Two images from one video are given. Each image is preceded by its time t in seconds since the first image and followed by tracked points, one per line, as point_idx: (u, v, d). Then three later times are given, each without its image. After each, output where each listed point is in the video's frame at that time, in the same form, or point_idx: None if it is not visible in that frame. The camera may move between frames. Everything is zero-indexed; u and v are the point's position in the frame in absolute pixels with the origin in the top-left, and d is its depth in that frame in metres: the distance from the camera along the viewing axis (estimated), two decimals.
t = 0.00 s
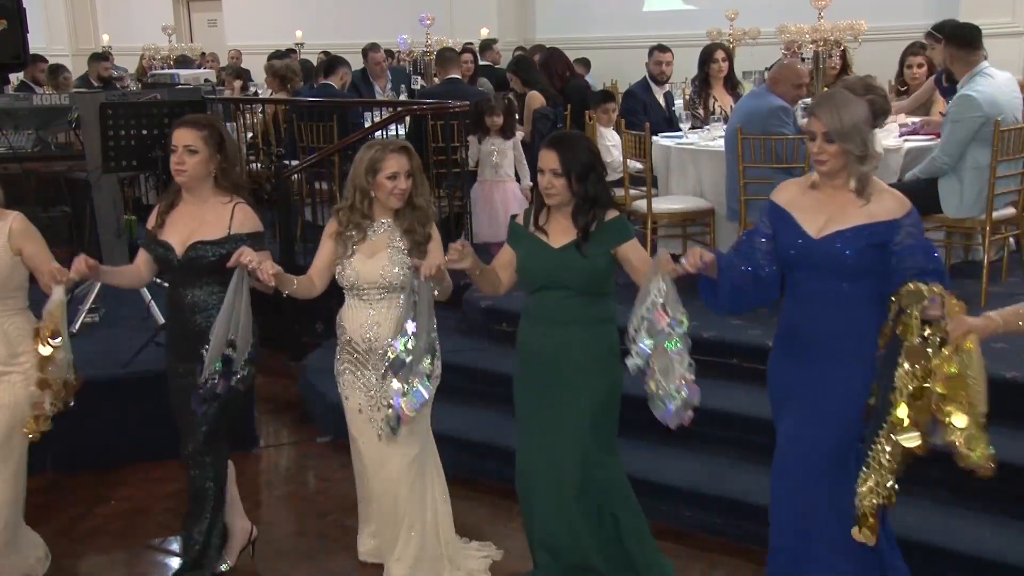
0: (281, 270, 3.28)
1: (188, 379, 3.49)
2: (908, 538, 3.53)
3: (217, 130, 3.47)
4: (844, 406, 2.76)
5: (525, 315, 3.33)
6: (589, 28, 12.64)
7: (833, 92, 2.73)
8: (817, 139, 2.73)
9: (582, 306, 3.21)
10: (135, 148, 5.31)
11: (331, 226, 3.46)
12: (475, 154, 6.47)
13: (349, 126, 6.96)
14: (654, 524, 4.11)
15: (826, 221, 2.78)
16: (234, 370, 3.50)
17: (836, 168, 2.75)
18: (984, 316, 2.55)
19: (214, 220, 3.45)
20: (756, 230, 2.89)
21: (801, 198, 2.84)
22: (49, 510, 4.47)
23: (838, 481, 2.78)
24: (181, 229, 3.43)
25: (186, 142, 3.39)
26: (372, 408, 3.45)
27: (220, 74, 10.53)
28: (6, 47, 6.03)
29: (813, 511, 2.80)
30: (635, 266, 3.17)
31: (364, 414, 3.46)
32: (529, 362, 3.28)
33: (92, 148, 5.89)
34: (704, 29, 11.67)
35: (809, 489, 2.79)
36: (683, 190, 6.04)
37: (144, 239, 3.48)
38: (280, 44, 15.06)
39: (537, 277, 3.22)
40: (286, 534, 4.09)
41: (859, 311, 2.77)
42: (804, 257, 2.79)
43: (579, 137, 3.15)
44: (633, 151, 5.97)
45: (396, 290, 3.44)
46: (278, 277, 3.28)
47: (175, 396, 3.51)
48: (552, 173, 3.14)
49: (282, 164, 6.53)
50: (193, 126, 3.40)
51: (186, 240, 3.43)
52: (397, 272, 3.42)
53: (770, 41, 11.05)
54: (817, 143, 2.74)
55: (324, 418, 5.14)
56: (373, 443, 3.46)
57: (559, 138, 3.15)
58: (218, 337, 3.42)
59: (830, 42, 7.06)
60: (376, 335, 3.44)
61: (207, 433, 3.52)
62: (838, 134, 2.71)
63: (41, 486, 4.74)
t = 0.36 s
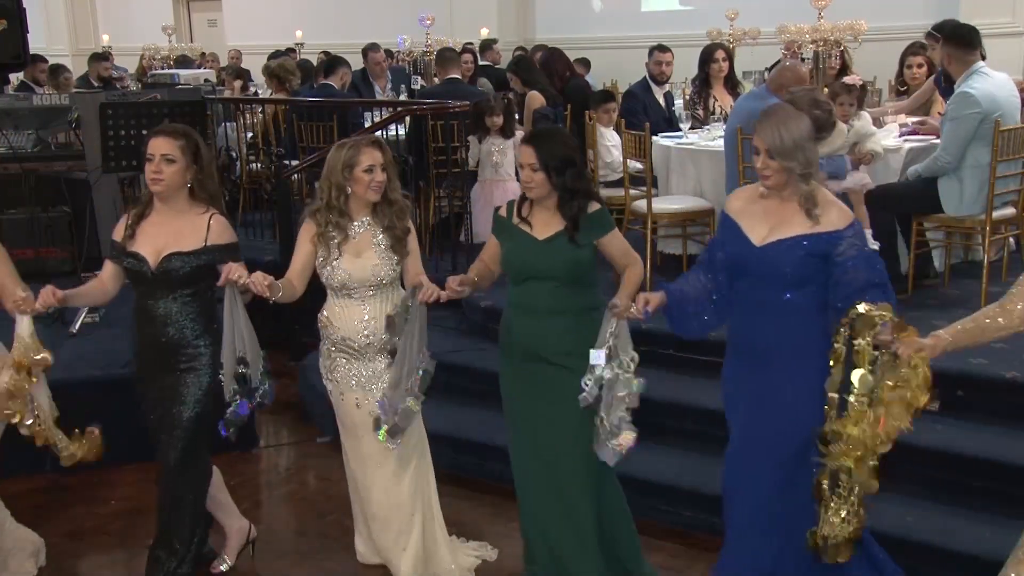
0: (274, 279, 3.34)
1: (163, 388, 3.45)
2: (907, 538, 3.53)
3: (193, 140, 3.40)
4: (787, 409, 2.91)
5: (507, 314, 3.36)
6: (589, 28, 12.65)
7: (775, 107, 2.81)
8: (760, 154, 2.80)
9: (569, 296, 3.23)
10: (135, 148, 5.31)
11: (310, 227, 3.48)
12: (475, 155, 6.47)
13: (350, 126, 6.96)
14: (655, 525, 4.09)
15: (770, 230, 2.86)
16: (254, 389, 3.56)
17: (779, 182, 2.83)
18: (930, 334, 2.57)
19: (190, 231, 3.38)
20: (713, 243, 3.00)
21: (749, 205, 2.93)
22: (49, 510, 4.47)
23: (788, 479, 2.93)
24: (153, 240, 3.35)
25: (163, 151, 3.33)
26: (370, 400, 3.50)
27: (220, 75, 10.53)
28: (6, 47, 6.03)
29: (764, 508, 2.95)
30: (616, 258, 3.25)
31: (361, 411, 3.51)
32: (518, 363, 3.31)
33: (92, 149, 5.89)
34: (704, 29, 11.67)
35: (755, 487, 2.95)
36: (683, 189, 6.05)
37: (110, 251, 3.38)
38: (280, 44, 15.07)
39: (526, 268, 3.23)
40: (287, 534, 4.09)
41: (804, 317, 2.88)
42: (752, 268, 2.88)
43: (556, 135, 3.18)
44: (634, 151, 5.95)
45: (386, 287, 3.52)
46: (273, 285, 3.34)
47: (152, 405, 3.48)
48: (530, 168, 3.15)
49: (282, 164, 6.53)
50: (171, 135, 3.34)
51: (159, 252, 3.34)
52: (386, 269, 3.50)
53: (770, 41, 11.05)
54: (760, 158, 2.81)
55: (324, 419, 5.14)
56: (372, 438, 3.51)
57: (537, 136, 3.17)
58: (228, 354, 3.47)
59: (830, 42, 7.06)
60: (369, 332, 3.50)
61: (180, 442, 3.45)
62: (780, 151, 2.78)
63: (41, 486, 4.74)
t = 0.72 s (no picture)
0: (265, 274, 3.37)
1: (141, 388, 3.39)
2: (908, 539, 3.52)
3: (170, 134, 3.36)
4: (757, 406, 2.92)
5: (499, 308, 3.40)
6: (589, 29, 12.65)
7: (733, 108, 2.82)
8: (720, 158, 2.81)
9: (558, 287, 3.29)
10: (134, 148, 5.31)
11: (303, 223, 3.49)
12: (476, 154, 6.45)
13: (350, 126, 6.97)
14: (655, 525, 4.08)
15: (737, 229, 2.88)
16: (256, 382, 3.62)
17: (741, 184, 2.83)
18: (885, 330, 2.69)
19: (167, 226, 3.34)
20: (681, 239, 3.03)
21: (716, 205, 2.94)
22: (50, 510, 4.47)
23: (762, 476, 2.94)
24: (131, 234, 3.30)
25: (142, 146, 3.28)
26: (365, 397, 3.56)
27: (219, 75, 10.54)
28: (7, 47, 6.03)
29: (741, 504, 2.96)
30: (603, 252, 3.29)
31: (359, 406, 3.57)
32: (511, 364, 3.37)
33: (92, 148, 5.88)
34: (704, 29, 11.67)
35: (731, 482, 2.96)
36: (683, 190, 6.04)
37: (83, 245, 3.32)
38: (279, 45, 15.06)
39: (516, 260, 3.29)
40: (286, 535, 4.08)
41: (772, 313, 2.90)
42: (716, 267, 2.91)
43: (530, 134, 3.19)
44: (634, 151, 5.96)
45: (380, 281, 3.53)
46: (264, 280, 3.36)
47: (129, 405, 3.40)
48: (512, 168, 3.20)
49: (282, 163, 6.53)
50: (150, 129, 3.30)
51: (137, 247, 3.30)
52: (381, 262, 3.51)
53: (770, 41, 11.05)
54: (720, 162, 2.82)
55: (324, 419, 5.14)
56: (371, 432, 3.59)
57: (515, 135, 3.20)
58: (231, 352, 3.52)
59: (830, 42, 7.06)
60: (366, 327, 3.53)
61: (163, 440, 3.42)
62: (738, 153, 2.79)
63: (41, 486, 4.73)
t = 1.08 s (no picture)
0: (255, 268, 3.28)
1: (130, 383, 3.38)
2: (908, 538, 3.51)
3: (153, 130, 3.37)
4: (745, 398, 2.95)
5: (501, 304, 3.40)
6: (589, 29, 12.65)
7: (713, 109, 2.85)
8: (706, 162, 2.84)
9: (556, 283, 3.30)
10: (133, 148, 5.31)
11: (303, 228, 3.50)
12: (476, 152, 6.42)
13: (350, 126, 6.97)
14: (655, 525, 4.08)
15: (732, 224, 2.90)
16: (230, 375, 3.56)
17: (725, 184, 2.86)
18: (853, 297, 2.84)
19: (156, 223, 3.36)
20: (670, 232, 3.05)
21: (709, 198, 2.96)
22: (50, 510, 4.47)
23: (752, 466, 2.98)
24: (120, 231, 3.33)
25: (124, 144, 3.28)
26: (374, 392, 3.57)
27: (220, 75, 10.54)
28: (7, 47, 6.03)
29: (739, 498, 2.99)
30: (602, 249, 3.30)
31: (365, 401, 3.57)
32: (512, 361, 3.35)
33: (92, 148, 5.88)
34: (704, 29, 11.67)
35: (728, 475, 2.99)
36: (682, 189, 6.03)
37: (69, 242, 3.33)
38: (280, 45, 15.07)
39: (519, 256, 3.29)
40: (286, 535, 4.08)
41: (759, 305, 2.93)
42: (710, 261, 2.94)
43: (538, 132, 3.22)
44: (634, 151, 5.97)
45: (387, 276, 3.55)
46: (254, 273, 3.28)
47: (117, 402, 3.38)
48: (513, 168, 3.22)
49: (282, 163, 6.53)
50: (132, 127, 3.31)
51: (127, 242, 3.32)
52: (386, 259, 3.52)
53: (770, 41, 11.05)
54: (706, 166, 2.84)
55: (324, 418, 5.13)
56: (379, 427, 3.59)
57: (521, 134, 3.22)
58: (208, 345, 3.46)
59: (831, 42, 7.05)
60: (373, 321, 3.54)
61: (154, 435, 3.42)
62: (716, 151, 2.81)
63: (42, 486, 4.73)
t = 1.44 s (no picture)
0: (253, 267, 3.43)
1: (124, 378, 3.41)
2: (907, 538, 3.51)
3: (131, 129, 3.35)
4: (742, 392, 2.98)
5: (502, 303, 3.40)
6: (589, 29, 12.65)
7: (701, 111, 2.86)
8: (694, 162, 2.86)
9: (557, 283, 3.30)
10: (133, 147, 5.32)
11: (325, 221, 3.56)
12: (476, 153, 6.42)
13: (350, 126, 6.98)
14: (655, 524, 4.07)
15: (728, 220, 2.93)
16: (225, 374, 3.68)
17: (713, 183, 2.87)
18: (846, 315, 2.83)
19: (137, 220, 3.36)
20: (670, 228, 3.07)
21: (702, 196, 3.00)
22: (50, 510, 4.47)
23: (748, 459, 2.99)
24: (102, 229, 3.33)
25: (102, 143, 3.28)
26: (375, 390, 3.57)
27: (219, 75, 10.54)
28: (7, 47, 6.04)
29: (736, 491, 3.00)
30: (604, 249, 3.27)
31: (365, 399, 3.57)
32: (513, 357, 3.35)
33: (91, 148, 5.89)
34: (704, 29, 11.66)
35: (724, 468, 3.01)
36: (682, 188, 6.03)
37: (53, 241, 3.36)
38: (279, 44, 15.07)
39: (522, 254, 3.29)
40: (286, 535, 4.08)
41: (755, 300, 2.95)
42: (708, 256, 2.96)
43: (545, 130, 3.23)
44: (634, 151, 5.97)
45: (400, 277, 3.56)
46: (253, 272, 3.43)
47: (112, 396, 3.42)
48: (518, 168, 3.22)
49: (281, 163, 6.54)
50: (109, 127, 3.30)
51: (109, 241, 3.32)
52: (399, 262, 3.53)
53: (770, 41, 11.05)
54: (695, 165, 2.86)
55: (324, 418, 5.13)
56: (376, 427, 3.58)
57: (525, 133, 3.23)
58: (204, 345, 3.57)
59: (831, 42, 7.05)
60: (380, 323, 3.55)
61: (149, 425, 3.47)
62: (702, 152, 2.83)
63: (42, 486, 4.73)
